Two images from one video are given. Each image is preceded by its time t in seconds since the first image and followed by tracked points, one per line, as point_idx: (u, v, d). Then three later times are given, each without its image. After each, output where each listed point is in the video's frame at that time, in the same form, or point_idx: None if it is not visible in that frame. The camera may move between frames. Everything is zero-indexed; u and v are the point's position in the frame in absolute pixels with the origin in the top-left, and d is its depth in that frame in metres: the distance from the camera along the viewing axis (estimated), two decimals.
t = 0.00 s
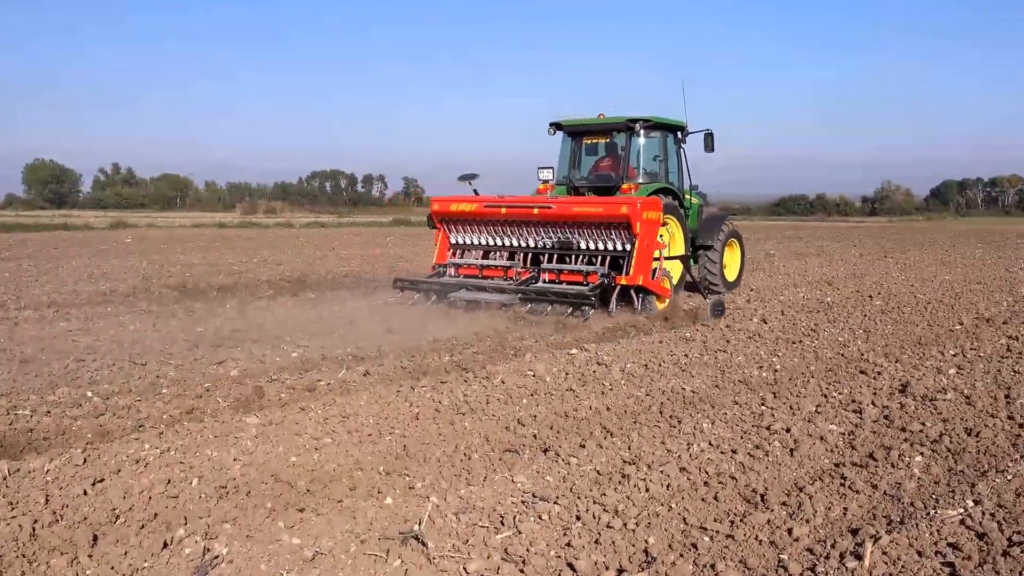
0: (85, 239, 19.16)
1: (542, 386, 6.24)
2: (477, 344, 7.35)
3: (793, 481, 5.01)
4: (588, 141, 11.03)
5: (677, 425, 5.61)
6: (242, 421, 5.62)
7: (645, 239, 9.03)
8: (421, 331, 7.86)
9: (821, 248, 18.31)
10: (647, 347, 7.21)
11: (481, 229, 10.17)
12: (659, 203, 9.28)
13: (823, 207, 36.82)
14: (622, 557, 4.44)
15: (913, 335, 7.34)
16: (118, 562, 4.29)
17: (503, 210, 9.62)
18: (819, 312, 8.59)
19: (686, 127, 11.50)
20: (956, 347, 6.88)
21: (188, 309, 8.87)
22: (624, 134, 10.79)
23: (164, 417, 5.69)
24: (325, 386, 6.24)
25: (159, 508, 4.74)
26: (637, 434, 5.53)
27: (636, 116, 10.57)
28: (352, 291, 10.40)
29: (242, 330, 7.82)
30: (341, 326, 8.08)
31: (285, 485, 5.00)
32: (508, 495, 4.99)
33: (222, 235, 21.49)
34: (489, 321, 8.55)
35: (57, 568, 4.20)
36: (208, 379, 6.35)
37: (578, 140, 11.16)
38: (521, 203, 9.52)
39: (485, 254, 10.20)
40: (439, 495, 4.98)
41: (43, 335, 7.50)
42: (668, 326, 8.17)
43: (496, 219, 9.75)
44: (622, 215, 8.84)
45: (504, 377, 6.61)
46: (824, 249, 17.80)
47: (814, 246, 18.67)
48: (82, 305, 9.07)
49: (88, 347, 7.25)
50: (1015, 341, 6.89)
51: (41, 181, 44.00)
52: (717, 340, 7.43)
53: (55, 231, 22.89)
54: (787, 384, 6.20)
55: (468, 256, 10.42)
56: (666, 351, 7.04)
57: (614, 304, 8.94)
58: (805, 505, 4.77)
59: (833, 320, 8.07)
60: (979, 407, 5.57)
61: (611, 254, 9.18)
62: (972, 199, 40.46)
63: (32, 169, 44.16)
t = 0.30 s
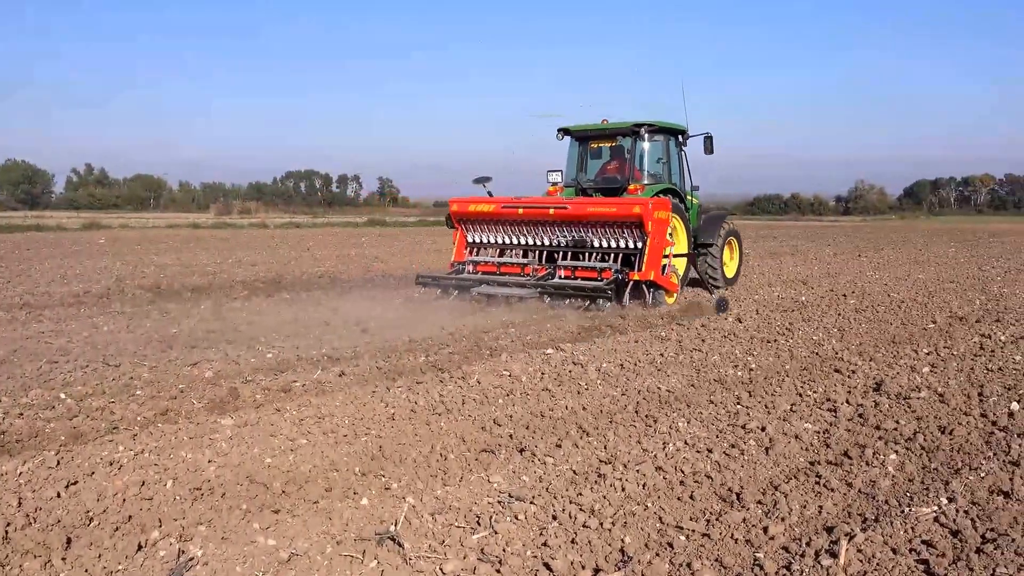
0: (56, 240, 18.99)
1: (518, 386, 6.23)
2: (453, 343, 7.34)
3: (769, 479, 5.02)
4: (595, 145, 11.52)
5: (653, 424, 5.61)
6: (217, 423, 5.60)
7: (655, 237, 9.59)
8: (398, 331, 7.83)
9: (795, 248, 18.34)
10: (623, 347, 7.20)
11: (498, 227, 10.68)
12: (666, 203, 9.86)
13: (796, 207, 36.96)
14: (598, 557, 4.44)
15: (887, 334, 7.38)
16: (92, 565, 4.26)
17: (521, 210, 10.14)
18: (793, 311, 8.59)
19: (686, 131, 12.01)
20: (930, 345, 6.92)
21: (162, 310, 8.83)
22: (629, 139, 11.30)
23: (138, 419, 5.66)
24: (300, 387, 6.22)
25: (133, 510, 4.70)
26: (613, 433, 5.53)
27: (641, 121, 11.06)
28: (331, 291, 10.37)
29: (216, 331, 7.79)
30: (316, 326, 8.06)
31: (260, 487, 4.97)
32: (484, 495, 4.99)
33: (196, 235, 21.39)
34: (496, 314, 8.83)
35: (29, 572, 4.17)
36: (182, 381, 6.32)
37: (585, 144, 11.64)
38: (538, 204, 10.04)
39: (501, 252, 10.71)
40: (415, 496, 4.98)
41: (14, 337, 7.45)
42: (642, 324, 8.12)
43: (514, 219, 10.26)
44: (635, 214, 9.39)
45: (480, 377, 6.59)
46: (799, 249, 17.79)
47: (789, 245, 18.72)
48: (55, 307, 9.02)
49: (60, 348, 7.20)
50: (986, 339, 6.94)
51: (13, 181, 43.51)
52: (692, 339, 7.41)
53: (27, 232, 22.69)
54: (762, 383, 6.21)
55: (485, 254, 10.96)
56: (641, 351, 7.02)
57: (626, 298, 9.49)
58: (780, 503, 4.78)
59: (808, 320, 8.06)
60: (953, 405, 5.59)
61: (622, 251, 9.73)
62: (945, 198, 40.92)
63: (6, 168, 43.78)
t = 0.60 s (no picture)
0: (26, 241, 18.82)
1: (493, 386, 6.22)
2: (428, 343, 7.34)
3: (743, 478, 5.02)
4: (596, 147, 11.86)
5: (628, 424, 5.61)
6: (191, 425, 5.57)
7: (658, 235, 9.76)
8: (373, 332, 7.80)
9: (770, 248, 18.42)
10: (599, 346, 7.19)
11: (505, 226, 10.85)
12: (668, 203, 10.03)
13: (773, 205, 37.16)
14: (573, 557, 4.44)
15: (860, 332, 7.41)
16: (64, 568, 4.22)
17: (526, 210, 10.30)
18: (766, 312, 8.59)
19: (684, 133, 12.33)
20: (903, 344, 6.96)
21: (135, 311, 8.78)
22: (630, 141, 11.62)
23: (110, 421, 5.63)
24: (274, 388, 6.20)
25: (107, 513, 4.66)
26: (588, 433, 5.53)
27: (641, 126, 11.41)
28: (309, 292, 10.35)
29: (189, 332, 7.75)
30: (291, 327, 8.04)
31: (235, 488, 4.95)
32: (459, 496, 4.97)
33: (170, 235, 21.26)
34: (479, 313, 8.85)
35: None
36: (155, 382, 6.28)
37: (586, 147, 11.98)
38: (543, 204, 10.19)
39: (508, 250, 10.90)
40: (390, 497, 4.96)
41: None
42: (616, 324, 8.08)
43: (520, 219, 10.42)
44: (637, 215, 9.55)
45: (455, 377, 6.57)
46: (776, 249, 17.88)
47: (764, 245, 18.82)
48: (26, 308, 8.95)
49: (31, 348, 7.15)
50: (958, 338, 7.00)
51: None
52: (667, 339, 7.41)
53: None
54: (736, 382, 6.22)
55: (491, 252, 11.12)
56: (617, 351, 7.01)
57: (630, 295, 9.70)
58: (755, 502, 4.79)
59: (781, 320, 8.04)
60: (926, 404, 5.62)
61: (626, 250, 9.91)
62: (918, 198, 41.51)
63: None
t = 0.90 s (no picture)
0: None
1: (463, 386, 6.21)
2: (399, 343, 7.33)
3: (712, 477, 5.06)
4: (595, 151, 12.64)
5: (599, 423, 5.62)
6: (158, 427, 5.52)
7: (654, 233, 10.36)
8: (342, 332, 7.77)
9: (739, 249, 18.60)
10: (570, 346, 7.21)
11: (508, 226, 11.41)
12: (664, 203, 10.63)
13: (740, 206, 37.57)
14: (544, 557, 4.44)
15: (826, 332, 7.49)
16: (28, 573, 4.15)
17: (529, 211, 10.88)
18: (735, 311, 8.68)
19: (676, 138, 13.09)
20: (869, 343, 7.06)
21: (99, 313, 8.67)
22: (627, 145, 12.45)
23: (76, 423, 5.57)
24: (243, 389, 6.15)
25: (71, 517, 4.60)
26: (558, 433, 5.54)
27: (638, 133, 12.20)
28: (279, 292, 10.29)
29: (156, 333, 7.68)
30: (260, 328, 8.00)
31: (203, 491, 4.90)
32: (429, 497, 4.96)
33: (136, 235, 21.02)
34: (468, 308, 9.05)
35: None
36: (122, 384, 6.22)
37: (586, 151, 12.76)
38: (546, 205, 10.78)
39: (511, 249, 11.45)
40: (360, 498, 4.94)
41: None
42: (586, 324, 8.09)
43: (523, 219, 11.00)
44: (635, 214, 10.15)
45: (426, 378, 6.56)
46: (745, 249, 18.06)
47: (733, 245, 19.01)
48: None
49: None
50: (922, 337, 7.14)
51: None
52: (636, 339, 7.44)
53: None
54: (705, 381, 6.26)
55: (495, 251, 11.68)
56: (587, 351, 7.03)
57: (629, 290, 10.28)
58: (724, 500, 4.82)
59: (750, 319, 8.13)
60: (892, 402, 5.70)
61: (624, 247, 10.49)
62: (884, 199, 42.39)
63: None
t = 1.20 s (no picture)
0: None
1: (427, 387, 6.19)
2: (361, 343, 7.30)
3: (674, 476, 5.09)
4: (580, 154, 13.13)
5: (562, 423, 5.64)
6: (116, 429, 5.45)
7: (641, 233, 10.83)
8: (304, 333, 7.72)
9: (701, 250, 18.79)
10: (533, 346, 7.22)
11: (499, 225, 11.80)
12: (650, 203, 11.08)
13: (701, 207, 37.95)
14: (508, 557, 4.44)
15: (785, 331, 7.57)
16: None
17: (521, 210, 11.30)
18: (697, 311, 8.75)
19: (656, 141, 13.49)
20: (828, 342, 7.15)
21: (53, 314, 8.52)
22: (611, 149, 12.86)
23: (32, 426, 5.48)
24: (203, 390, 6.09)
25: (27, 522, 4.52)
26: (522, 433, 5.54)
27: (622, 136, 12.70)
28: (241, 293, 10.19)
29: (114, 335, 7.58)
30: (221, 329, 7.92)
31: (163, 494, 4.84)
32: (393, 498, 4.95)
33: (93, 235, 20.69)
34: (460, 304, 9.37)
35: None
36: (79, 386, 6.12)
37: (572, 154, 13.25)
38: (537, 205, 11.20)
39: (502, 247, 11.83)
40: (323, 500, 4.91)
41: None
42: (549, 324, 8.11)
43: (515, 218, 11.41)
44: (623, 215, 10.62)
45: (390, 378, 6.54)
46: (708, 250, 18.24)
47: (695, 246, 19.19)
48: None
49: None
50: (879, 337, 7.27)
51: None
52: (599, 339, 7.47)
53: None
54: (667, 381, 6.30)
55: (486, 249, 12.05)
56: (550, 351, 7.05)
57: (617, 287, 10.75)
58: (686, 499, 4.86)
59: (711, 319, 8.21)
60: (850, 400, 5.78)
61: (612, 246, 10.96)
62: (841, 200, 42.88)
63: None
